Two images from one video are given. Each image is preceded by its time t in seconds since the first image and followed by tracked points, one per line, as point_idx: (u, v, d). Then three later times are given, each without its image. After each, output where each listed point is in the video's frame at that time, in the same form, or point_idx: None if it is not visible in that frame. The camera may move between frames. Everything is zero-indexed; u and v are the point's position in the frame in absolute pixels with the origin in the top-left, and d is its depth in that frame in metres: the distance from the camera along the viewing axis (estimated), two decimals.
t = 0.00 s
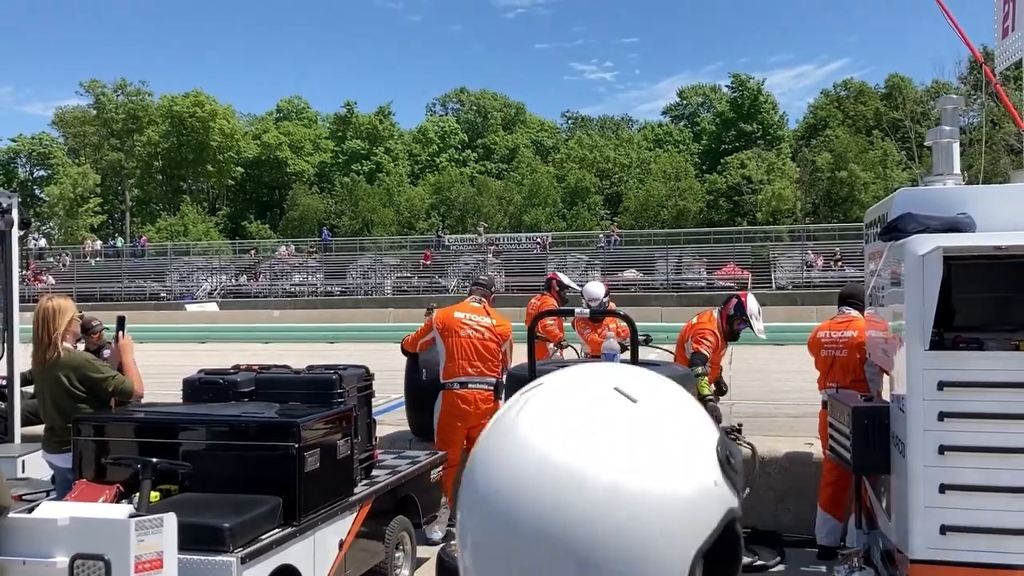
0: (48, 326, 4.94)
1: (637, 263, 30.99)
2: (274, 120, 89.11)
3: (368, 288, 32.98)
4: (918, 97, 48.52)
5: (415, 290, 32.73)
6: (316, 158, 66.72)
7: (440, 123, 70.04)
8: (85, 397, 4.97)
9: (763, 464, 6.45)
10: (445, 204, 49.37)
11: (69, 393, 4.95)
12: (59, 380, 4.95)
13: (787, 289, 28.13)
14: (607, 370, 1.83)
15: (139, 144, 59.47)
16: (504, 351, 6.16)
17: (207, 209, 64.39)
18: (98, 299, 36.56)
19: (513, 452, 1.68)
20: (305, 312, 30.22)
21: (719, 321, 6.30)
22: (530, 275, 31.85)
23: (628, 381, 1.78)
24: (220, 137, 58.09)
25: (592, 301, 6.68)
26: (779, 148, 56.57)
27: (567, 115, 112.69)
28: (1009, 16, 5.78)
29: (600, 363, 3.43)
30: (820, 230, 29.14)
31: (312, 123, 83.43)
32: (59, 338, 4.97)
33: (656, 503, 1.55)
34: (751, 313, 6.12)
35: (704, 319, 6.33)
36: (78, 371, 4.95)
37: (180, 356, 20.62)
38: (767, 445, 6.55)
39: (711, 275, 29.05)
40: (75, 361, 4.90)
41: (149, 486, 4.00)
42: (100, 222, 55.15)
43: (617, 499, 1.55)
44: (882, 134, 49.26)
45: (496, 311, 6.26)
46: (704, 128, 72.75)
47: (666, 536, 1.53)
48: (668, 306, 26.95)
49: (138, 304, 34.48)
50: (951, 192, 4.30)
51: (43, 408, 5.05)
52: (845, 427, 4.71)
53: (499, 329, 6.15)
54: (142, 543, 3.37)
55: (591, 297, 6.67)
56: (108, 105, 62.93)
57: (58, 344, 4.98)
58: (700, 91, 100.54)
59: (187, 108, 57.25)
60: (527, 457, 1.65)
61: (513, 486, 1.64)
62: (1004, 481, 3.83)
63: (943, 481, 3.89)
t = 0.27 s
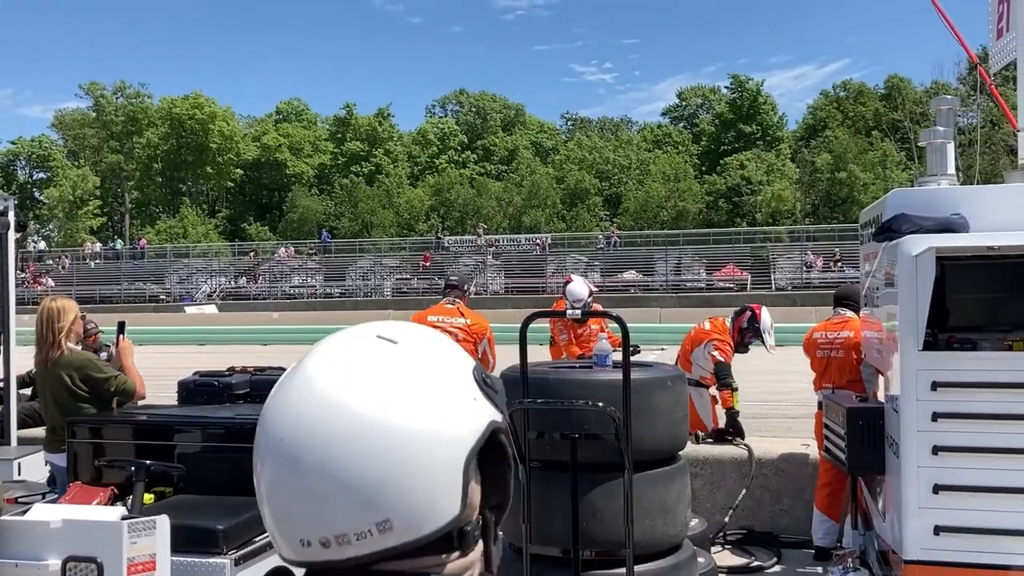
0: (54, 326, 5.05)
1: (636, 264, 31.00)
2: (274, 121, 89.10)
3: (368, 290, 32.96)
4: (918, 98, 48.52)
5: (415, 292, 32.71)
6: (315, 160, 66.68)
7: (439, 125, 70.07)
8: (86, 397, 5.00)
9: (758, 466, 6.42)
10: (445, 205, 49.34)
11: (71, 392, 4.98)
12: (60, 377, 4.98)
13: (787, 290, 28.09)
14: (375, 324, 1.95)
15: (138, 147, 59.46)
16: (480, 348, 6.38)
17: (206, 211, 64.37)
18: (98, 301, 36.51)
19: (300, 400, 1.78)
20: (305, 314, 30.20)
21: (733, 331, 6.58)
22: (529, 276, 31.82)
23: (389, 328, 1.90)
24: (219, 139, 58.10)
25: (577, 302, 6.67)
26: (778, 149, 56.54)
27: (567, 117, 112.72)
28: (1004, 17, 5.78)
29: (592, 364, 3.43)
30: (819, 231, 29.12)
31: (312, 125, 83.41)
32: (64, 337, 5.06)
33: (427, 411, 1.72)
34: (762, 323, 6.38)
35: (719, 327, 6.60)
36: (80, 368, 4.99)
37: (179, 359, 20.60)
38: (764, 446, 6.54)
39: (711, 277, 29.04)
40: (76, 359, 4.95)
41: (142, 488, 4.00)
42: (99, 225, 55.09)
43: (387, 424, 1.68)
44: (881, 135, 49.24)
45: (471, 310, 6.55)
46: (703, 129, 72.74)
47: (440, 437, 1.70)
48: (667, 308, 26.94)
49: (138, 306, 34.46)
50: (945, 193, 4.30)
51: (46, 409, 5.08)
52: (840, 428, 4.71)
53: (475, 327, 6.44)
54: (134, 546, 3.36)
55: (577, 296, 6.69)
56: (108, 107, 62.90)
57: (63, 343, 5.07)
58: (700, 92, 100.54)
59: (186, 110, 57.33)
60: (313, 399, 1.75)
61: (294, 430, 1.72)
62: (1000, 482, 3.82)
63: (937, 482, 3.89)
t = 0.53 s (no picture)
0: (59, 331, 5.00)
1: (635, 265, 30.99)
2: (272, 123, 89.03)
3: (366, 292, 32.92)
4: (916, 99, 48.53)
5: (413, 293, 32.68)
6: (313, 161, 66.59)
7: (437, 126, 70.05)
8: (95, 399, 5.08)
9: (755, 468, 6.41)
10: (443, 207, 49.26)
11: (79, 393, 5.04)
12: (65, 377, 5.02)
13: (786, 291, 28.07)
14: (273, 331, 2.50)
15: (136, 149, 59.40)
16: (462, 351, 6.04)
17: (204, 213, 64.29)
18: (96, 303, 36.44)
19: (223, 402, 2.26)
20: (303, 317, 30.17)
21: (743, 337, 6.49)
22: (528, 278, 31.78)
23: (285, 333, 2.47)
24: (218, 141, 58.06)
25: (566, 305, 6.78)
26: (777, 151, 56.47)
27: (566, 119, 112.76)
28: (998, 16, 5.78)
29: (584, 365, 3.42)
30: (818, 232, 29.14)
31: (310, 127, 83.32)
32: (69, 340, 5.04)
33: (332, 408, 2.26)
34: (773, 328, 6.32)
35: (730, 332, 6.52)
36: (87, 369, 5.05)
37: (177, 361, 20.54)
38: (759, 447, 6.54)
39: (710, 278, 29.03)
40: (86, 359, 5.01)
41: (134, 491, 4.00)
42: (98, 227, 54.99)
43: (302, 419, 2.22)
44: (880, 136, 49.25)
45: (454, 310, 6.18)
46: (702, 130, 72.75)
47: (353, 433, 2.26)
48: (665, 309, 26.92)
49: (135, 308, 34.40)
50: (939, 193, 4.30)
51: (46, 405, 5.11)
52: (834, 429, 4.70)
53: (457, 329, 6.05)
54: (124, 548, 3.37)
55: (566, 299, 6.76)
56: (106, 109, 62.82)
57: (68, 345, 5.05)
58: (699, 94, 100.60)
59: (184, 112, 57.29)
60: (237, 400, 2.25)
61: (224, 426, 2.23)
62: (994, 482, 3.82)
63: (931, 483, 3.88)
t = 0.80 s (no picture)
0: (64, 331, 5.04)
1: (633, 266, 31.01)
2: (271, 125, 89.06)
3: (365, 293, 32.91)
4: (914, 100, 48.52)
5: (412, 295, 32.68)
6: (312, 163, 66.53)
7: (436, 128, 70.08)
8: (100, 402, 5.09)
9: (750, 469, 6.41)
10: (442, 209, 49.34)
11: (85, 397, 5.04)
12: (70, 379, 5.03)
13: (784, 292, 28.08)
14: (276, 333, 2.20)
15: (135, 151, 59.41)
16: (452, 352, 6.03)
17: (203, 215, 64.28)
18: (94, 305, 36.43)
19: (223, 372, 1.95)
20: (301, 319, 30.17)
21: (741, 329, 6.56)
22: (526, 279, 31.80)
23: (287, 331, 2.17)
24: (216, 143, 58.06)
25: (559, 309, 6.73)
26: (775, 152, 56.57)
27: (565, 120, 112.83)
28: (992, 18, 5.79)
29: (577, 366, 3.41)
30: (816, 233, 29.15)
31: (308, 128, 83.33)
32: (74, 342, 5.09)
33: (345, 383, 1.98)
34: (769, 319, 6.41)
35: (727, 327, 6.54)
36: (92, 373, 5.08)
37: (175, 363, 20.53)
38: (755, 448, 6.54)
39: (708, 279, 29.06)
40: (94, 360, 5.05)
41: (128, 493, 3.99)
42: (96, 230, 54.95)
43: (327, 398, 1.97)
44: (878, 138, 49.27)
45: (444, 312, 6.17)
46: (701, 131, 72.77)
47: (361, 412, 1.95)
48: (664, 310, 26.94)
49: (134, 310, 34.39)
50: (932, 194, 4.31)
51: (46, 408, 5.07)
52: (828, 430, 4.71)
53: (447, 330, 6.04)
54: (118, 550, 3.35)
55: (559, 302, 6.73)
56: (104, 111, 62.94)
57: (73, 346, 5.09)
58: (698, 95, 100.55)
59: (183, 115, 57.43)
60: (239, 369, 1.95)
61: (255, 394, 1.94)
62: (989, 482, 3.81)
63: (925, 483, 3.88)
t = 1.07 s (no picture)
0: (59, 338, 5.06)
1: (632, 267, 31.02)
2: (269, 126, 89.04)
3: (364, 294, 32.88)
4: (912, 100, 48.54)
5: (411, 296, 32.65)
6: (311, 164, 66.46)
7: (435, 129, 70.06)
8: (100, 405, 5.08)
9: (748, 468, 6.42)
10: (441, 210, 49.25)
11: (84, 400, 5.04)
12: (70, 382, 5.02)
13: (782, 293, 28.08)
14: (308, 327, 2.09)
15: (133, 152, 59.39)
16: (446, 350, 6.18)
17: (202, 216, 64.24)
18: (93, 307, 36.39)
19: (283, 339, 1.89)
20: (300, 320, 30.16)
21: (735, 320, 6.58)
22: (525, 280, 31.78)
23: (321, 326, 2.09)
24: (215, 144, 58.07)
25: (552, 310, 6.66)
26: (774, 152, 56.47)
27: (563, 121, 112.85)
28: (988, 18, 5.80)
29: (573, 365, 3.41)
30: (815, 233, 29.16)
31: (307, 130, 83.34)
32: (72, 346, 5.10)
33: (393, 360, 1.94)
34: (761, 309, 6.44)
35: (722, 320, 6.57)
36: (91, 376, 5.07)
37: (174, 364, 20.51)
38: (751, 448, 6.54)
39: (706, 279, 29.06)
40: (92, 364, 5.04)
41: (124, 494, 4.00)
42: (95, 231, 54.92)
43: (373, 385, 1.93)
44: (876, 138, 49.31)
45: (438, 314, 6.36)
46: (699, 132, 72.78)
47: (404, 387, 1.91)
48: (662, 311, 26.94)
49: (132, 311, 34.33)
50: (929, 193, 4.31)
51: (46, 410, 5.08)
52: (824, 429, 4.71)
53: (440, 329, 6.22)
54: (114, 551, 3.35)
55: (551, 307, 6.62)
56: (102, 113, 62.90)
57: (72, 351, 5.10)
58: (696, 95, 100.57)
59: (181, 116, 57.40)
60: (302, 337, 1.89)
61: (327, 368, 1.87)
62: (983, 482, 3.82)
63: (921, 483, 3.88)
